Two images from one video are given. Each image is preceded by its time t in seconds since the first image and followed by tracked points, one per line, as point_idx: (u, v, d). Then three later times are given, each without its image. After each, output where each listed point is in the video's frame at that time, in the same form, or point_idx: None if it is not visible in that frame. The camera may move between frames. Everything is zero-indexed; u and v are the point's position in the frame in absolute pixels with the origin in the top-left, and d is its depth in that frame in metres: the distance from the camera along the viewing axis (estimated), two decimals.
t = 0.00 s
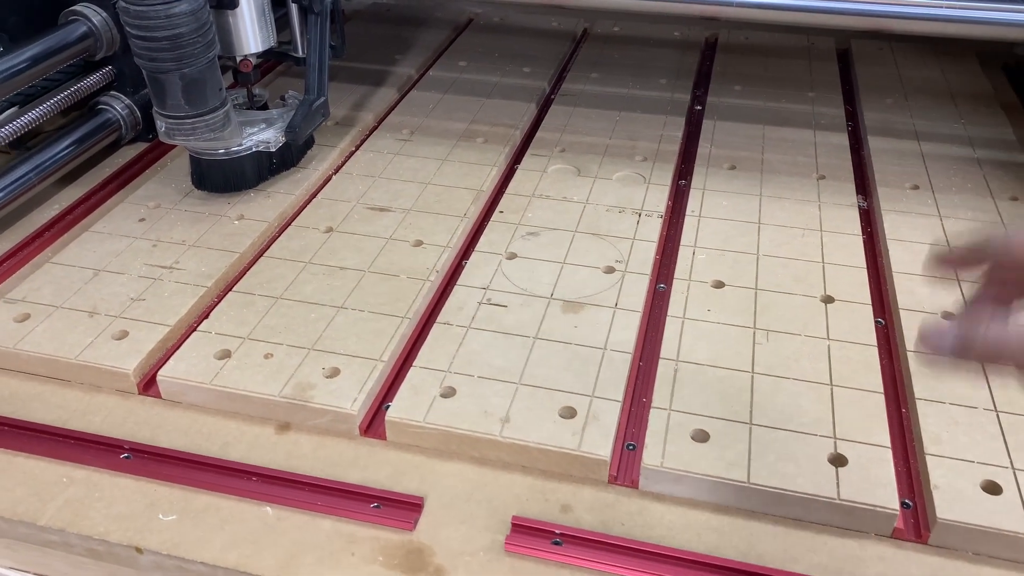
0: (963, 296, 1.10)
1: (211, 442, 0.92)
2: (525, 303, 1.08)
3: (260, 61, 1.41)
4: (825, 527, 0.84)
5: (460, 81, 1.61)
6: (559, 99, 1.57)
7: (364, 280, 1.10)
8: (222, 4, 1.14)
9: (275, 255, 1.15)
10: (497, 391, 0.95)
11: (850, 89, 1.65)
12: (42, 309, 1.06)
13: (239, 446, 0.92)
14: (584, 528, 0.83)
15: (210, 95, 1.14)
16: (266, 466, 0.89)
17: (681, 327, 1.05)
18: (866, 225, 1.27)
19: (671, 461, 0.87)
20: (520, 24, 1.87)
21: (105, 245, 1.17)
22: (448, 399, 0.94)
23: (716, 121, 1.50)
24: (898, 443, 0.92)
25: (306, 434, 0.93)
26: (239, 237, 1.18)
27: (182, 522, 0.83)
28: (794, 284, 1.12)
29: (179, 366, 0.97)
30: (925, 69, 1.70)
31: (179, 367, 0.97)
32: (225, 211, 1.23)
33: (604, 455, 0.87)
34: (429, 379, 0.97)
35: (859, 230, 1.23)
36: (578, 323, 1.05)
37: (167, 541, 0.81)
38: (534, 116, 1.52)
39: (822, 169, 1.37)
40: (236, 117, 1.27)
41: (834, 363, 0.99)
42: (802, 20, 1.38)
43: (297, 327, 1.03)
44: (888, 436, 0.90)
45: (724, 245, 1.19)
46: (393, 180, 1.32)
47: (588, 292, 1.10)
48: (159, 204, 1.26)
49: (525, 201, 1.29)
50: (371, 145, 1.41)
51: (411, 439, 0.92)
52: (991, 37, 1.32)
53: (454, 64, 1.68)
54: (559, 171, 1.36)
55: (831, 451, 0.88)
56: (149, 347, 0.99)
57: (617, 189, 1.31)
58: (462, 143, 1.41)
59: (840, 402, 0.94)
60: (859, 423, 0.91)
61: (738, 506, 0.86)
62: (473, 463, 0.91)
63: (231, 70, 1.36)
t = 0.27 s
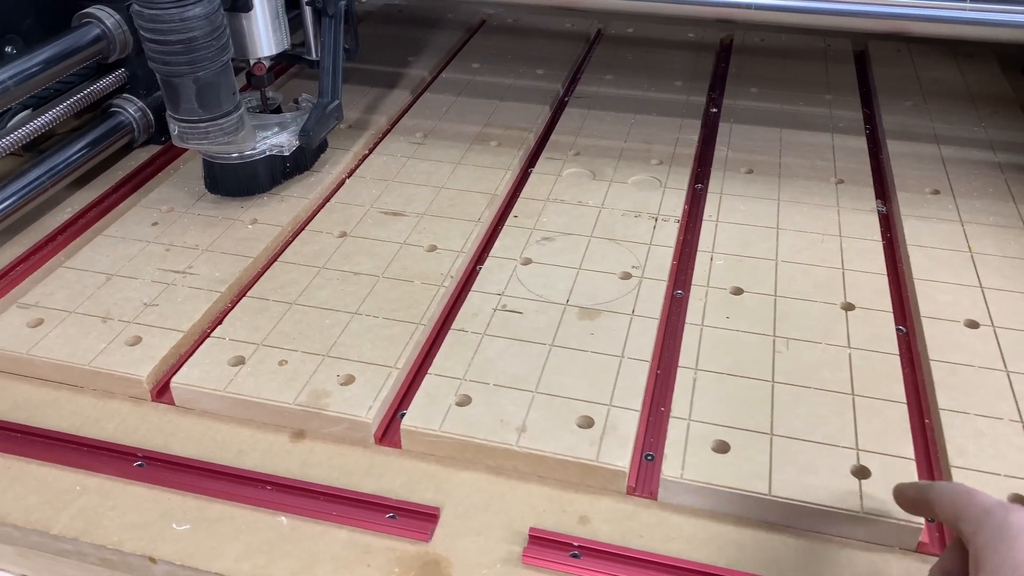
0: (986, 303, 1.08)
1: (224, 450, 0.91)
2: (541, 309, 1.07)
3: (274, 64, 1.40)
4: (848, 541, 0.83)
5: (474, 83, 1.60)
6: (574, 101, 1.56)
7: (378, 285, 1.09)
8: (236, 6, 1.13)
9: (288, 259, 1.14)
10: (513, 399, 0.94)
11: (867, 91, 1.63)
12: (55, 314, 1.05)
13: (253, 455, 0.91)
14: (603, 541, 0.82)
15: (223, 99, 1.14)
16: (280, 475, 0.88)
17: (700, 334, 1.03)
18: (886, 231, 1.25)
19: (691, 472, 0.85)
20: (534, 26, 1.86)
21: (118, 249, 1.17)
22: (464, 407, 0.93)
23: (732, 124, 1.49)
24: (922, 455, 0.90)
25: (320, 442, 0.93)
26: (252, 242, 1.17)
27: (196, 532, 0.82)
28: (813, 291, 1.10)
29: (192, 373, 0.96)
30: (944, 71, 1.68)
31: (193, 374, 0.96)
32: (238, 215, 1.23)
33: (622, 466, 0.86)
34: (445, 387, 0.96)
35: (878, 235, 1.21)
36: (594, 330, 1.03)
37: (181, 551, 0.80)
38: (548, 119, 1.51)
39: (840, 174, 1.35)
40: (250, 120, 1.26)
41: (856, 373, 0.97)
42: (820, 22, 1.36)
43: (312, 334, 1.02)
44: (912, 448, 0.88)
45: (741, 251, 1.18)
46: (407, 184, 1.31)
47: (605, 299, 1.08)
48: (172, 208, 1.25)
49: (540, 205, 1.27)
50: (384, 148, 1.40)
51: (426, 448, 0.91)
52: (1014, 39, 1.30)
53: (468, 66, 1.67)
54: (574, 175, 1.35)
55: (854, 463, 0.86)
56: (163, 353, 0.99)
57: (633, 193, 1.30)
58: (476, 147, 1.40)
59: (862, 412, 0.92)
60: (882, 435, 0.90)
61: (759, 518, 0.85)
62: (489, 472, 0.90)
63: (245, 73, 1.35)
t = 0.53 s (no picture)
0: (1004, 309, 1.07)
1: (237, 456, 0.91)
2: (554, 314, 1.06)
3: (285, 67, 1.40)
4: (867, 551, 0.82)
5: (485, 85, 1.60)
6: (585, 103, 1.55)
7: (390, 290, 1.09)
8: (247, 10, 1.13)
9: (300, 264, 1.14)
10: (526, 406, 0.93)
11: (881, 93, 1.62)
12: (68, 318, 1.05)
13: (265, 461, 0.90)
14: (618, 550, 0.81)
15: (235, 103, 1.13)
16: (293, 482, 0.88)
17: (714, 340, 1.02)
18: (901, 235, 1.24)
19: (706, 481, 0.85)
20: (545, 27, 1.85)
21: (130, 253, 1.17)
22: (477, 413, 0.92)
23: (745, 127, 1.48)
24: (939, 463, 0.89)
25: (332, 448, 0.92)
26: (264, 246, 1.17)
27: (209, 539, 0.82)
28: (828, 296, 1.09)
29: (204, 378, 0.96)
30: (959, 73, 1.67)
31: (205, 380, 0.96)
32: (250, 219, 1.22)
33: (637, 474, 0.85)
34: (458, 393, 0.95)
35: (893, 240, 1.20)
36: (608, 336, 1.03)
37: (194, 558, 0.80)
38: (560, 121, 1.50)
39: (855, 177, 1.34)
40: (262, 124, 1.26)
41: (872, 380, 0.96)
42: (834, 25, 1.35)
43: (324, 339, 1.01)
44: (930, 456, 0.87)
45: (755, 256, 1.17)
46: (418, 188, 1.30)
47: (618, 304, 1.08)
48: (183, 212, 1.25)
49: (552, 209, 1.27)
50: (395, 151, 1.40)
51: (439, 454, 0.91)
52: None
53: (478, 68, 1.66)
54: (586, 178, 1.34)
55: (871, 471, 0.85)
56: (175, 358, 0.98)
57: (645, 197, 1.29)
58: (487, 150, 1.39)
59: (879, 420, 0.91)
60: (900, 443, 0.88)
61: (775, 528, 0.84)
62: (502, 480, 0.89)
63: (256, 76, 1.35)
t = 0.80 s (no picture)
0: (1022, 314, 1.05)
1: (248, 461, 0.90)
2: (565, 318, 1.06)
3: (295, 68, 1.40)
4: (884, 560, 0.81)
5: (494, 86, 1.59)
6: (596, 105, 1.54)
7: (401, 293, 1.08)
8: (258, 11, 1.13)
9: (310, 267, 1.13)
10: (538, 411, 0.92)
11: (894, 94, 1.60)
12: (78, 322, 1.05)
13: (276, 466, 0.90)
14: (631, 557, 0.81)
15: (246, 105, 1.13)
16: (304, 487, 0.87)
17: (728, 345, 1.01)
18: (916, 237, 1.22)
19: (721, 488, 0.84)
20: (555, 28, 1.85)
21: (140, 256, 1.16)
22: (488, 418, 0.92)
23: (757, 128, 1.47)
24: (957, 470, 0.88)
25: (344, 453, 0.92)
26: (274, 248, 1.16)
27: (220, 544, 0.82)
28: (843, 300, 1.08)
29: (215, 383, 0.96)
30: (973, 74, 1.65)
31: (216, 384, 0.95)
32: (260, 222, 1.22)
33: (651, 481, 0.84)
34: (469, 398, 0.94)
35: (908, 243, 1.18)
36: (620, 340, 1.02)
37: (205, 564, 0.80)
38: (570, 123, 1.49)
39: (868, 179, 1.33)
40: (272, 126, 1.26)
41: (889, 385, 0.95)
42: (848, 26, 1.33)
43: (335, 342, 1.01)
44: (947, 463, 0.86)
45: (769, 259, 1.16)
46: (429, 190, 1.30)
47: (630, 308, 1.07)
48: (193, 214, 1.25)
49: (563, 211, 1.26)
50: (405, 153, 1.39)
51: (451, 460, 0.90)
52: None
53: (488, 69, 1.66)
54: (597, 181, 1.33)
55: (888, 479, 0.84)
56: (185, 362, 0.98)
57: (657, 199, 1.28)
58: (497, 151, 1.39)
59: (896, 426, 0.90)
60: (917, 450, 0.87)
61: (791, 535, 0.83)
62: (515, 486, 0.89)
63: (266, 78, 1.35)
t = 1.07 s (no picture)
0: None
1: (256, 467, 0.90)
2: (575, 322, 1.05)
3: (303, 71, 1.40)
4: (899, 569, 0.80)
5: (502, 88, 1.58)
6: (604, 106, 1.53)
7: (409, 297, 1.08)
8: (266, 14, 1.12)
9: (318, 270, 1.13)
10: (548, 417, 0.91)
11: (905, 95, 1.59)
12: (86, 326, 1.05)
13: (284, 472, 0.89)
14: (643, 566, 0.80)
15: (253, 108, 1.12)
16: (312, 493, 0.86)
17: (739, 350, 1.00)
18: (929, 241, 1.21)
19: (734, 496, 0.83)
20: (563, 29, 1.84)
21: (147, 260, 1.16)
22: (498, 424, 0.91)
23: (767, 130, 1.46)
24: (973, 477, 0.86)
25: (352, 459, 0.91)
26: (282, 252, 1.16)
27: (228, 551, 0.81)
28: (855, 305, 1.07)
29: (223, 388, 0.95)
30: (984, 75, 1.64)
31: (224, 389, 0.95)
32: (268, 225, 1.22)
33: (663, 488, 0.83)
34: (479, 403, 0.93)
35: (921, 246, 1.17)
36: (631, 345, 1.01)
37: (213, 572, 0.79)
38: (579, 125, 1.48)
39: (880, 182, 1.32)
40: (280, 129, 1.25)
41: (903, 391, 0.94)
42: (859, 28, 1.32)
43: (343, 347, 1.00)
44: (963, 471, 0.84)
45: (780, 263, 1.14)
46: (437, 193, 1.29)
47: (640, 312, 1.06)
48: (201, 217, 1.25)
49: (572, 214, 1.25)
50: (413, 155, 1.39)
51: (460, 466, 0.89)
52: None
53: (496, 71, 1.65)
54: (606, 183, 1.32)
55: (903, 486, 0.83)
56: (193, 366, 0.98)
57: (667, 202, 1.27)
58: (505, 154, 1.38)
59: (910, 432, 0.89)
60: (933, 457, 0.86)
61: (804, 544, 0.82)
62: (525, 493, 0.88)
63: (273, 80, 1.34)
